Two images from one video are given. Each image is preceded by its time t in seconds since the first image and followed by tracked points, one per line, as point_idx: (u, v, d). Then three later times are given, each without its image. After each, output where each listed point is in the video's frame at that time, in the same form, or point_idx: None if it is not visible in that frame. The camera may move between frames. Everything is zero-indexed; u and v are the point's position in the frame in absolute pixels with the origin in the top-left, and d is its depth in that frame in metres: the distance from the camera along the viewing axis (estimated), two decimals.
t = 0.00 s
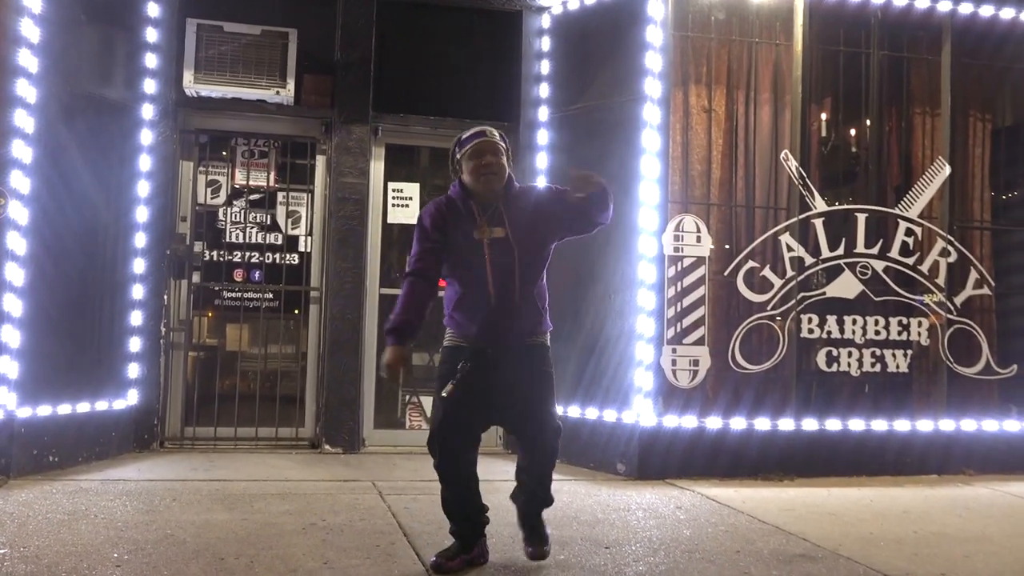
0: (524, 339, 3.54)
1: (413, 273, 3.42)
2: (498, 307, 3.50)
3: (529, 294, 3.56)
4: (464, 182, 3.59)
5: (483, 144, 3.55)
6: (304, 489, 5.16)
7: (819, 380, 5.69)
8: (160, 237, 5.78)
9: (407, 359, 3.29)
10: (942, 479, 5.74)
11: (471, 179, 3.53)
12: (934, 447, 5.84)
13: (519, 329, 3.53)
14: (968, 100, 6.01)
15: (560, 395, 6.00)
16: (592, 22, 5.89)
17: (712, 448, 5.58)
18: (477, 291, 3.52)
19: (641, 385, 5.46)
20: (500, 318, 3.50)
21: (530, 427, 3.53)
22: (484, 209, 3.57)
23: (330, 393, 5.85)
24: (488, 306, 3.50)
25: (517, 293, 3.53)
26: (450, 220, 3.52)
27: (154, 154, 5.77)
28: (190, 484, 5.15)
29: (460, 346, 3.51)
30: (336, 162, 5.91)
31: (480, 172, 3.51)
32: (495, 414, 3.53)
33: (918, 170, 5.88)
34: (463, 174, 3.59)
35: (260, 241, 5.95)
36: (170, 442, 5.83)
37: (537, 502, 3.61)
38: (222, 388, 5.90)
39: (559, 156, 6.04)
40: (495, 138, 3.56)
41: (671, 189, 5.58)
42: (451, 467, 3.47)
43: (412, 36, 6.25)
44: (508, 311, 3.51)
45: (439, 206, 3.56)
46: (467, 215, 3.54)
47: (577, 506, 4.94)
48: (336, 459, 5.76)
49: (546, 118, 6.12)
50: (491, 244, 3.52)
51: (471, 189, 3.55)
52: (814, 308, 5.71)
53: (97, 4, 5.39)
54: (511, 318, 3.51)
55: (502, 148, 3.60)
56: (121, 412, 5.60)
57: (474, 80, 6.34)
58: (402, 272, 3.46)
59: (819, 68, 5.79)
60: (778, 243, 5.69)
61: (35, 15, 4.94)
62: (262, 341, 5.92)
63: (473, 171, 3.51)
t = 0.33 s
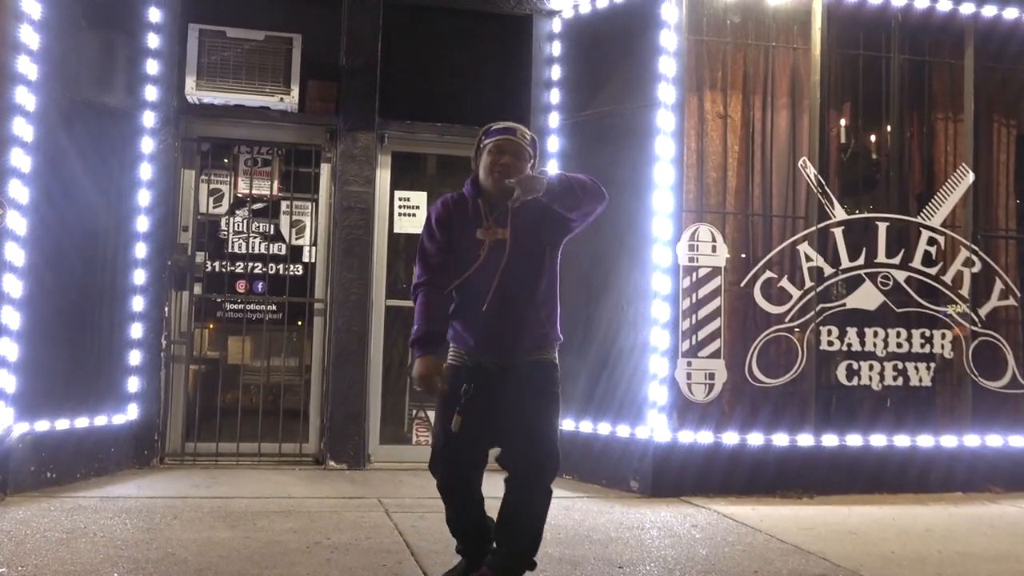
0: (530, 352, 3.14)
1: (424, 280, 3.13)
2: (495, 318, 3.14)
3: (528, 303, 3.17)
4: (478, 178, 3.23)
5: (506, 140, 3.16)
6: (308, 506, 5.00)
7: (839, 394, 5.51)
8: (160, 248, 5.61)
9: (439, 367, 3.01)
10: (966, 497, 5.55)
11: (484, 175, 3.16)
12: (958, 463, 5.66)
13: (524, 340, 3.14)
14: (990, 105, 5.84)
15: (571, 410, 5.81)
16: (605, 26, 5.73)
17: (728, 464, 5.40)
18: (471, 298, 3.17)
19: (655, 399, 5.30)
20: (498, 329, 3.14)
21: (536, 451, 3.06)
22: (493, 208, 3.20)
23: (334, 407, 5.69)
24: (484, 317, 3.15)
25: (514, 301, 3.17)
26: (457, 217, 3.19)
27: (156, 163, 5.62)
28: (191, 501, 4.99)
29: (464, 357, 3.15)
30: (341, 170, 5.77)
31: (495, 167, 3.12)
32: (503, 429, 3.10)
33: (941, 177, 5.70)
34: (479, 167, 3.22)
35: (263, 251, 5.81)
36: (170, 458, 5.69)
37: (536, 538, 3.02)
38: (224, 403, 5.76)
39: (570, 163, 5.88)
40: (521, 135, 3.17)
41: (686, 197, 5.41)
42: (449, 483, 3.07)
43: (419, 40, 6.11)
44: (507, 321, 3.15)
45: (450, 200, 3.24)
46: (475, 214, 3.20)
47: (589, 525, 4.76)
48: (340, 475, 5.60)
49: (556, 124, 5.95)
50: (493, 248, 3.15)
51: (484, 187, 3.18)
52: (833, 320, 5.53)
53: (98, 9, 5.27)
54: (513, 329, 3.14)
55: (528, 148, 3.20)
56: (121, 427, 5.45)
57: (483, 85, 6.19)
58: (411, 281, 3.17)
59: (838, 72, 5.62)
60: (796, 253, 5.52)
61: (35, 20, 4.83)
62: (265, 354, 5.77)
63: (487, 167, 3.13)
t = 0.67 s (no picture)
0: (541, 375, 2.88)
1: (411, 297, 2.92)
2: (504, 337, 2.87)
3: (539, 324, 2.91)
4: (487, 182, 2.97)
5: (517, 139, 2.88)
6: (305, 529, 4.85)
7: (851, 413, 5.36)
8: (153, 264, 5.47)
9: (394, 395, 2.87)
10: (982, 518, 5.40)
11: (491, 178, 2.90)
12: (973, 483, 5.51)
13: (533, 361, 2.88)
14: (1003, 114, 5.71)
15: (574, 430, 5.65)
16: (609, 34, 5.61)
17: (736, 485, 5.24)
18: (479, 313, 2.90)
19: (661, 418, 5.15)
20: (506, 348, 2.87)
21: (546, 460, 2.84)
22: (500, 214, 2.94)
23: (332, 426, 5.54)
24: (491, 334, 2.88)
25: (528, 322, 2.89)
26: (460, 224, 2.95)
27: (148, 176, 5.49)
28: (184, 524, 4.85)
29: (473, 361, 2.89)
30: (338, 183, 5.63)
31: (502, 169, 2.86)
32: (510, 430, 2.85)
33: (953, 189, 5.57)
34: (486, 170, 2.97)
35: (258, 267, 5.67)
36: (163, 480, 5.54)
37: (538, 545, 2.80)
38: (218, 422, 5.62)
39: (574, 175, 5.74)
40: (531, 135, 2.88)
41: (692, 210, 5.28)
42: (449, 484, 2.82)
43: (418, 50, 5.99)
44: (516, 341, 2.88)
45: (454, 207, 3.00)
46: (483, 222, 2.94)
47: (594, 548, 4.61)
48: (338, 497, 5.45)
49: (559, 136, 5.82)
50: (501, 256, 2.88)
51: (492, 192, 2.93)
52: (843, 336, 5.38)
53: (90, 20, 5.16)
54: (521, 351, 2.88)
55: (539, 148, 2.92)
56: (112, 448, 5.30)
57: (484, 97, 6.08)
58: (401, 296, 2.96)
59: (847, 82, 5.49)
60: (805, 267, 5.37)
61: (25, 33, 4.71)
62: (261, 372, 5.63)
63: (494, 169, 2.88)
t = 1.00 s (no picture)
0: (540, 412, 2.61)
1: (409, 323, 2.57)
2: (505, 362, 2.59)
3: (543, 348, 2.65)
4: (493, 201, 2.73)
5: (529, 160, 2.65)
6: (305, 563, 4.68)
7: (869, 437, 5.18)
8: (148, 290, 5.32)
9: (405, 438, 2.53)
10: (1006, 546, 5.21)
11: (501, 202, 2.69)
12: (996, 510, 5.32)
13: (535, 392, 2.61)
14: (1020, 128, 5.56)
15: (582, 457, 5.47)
16: (614, 49, 5.47)
17: (750, 516, 5.07)
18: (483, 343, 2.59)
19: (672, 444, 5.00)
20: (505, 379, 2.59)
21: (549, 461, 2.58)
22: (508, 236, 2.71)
23: (333, 456, 5.39)
24: (495, 355, 2.59)
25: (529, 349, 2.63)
26: (465, 238, 2.65)
27: (144, 201, 5.34)
28: (180, 557, 4.68)
29: (475, 393, 2.57)
30: (338, 205, 5.50)
31: (514, 188, 2.66)
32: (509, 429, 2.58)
33: (971, 205, 5.41)
34: (494, 189, 2.74)
35: (256, 292, 5.54)
36: (159, 512, 5.37)
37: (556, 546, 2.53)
38: (216, 452, 5.46)
39: (579, 194, 5.59)
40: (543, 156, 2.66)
41: (702, 230, 5.13)
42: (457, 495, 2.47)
43: (419, 68, 5.86)
44: (517, 367, 2.61)
45: (454, 223, 2.69)
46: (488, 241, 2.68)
47: None
48: (339, 529, 5.29)
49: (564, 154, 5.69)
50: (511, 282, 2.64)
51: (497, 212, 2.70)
52: (860, 358, 5.21)
53: (82, 41, 5.06)
54: (523, 378, 2.61)
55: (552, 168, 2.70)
56: (106, 480, 5.14)
57: (487, 115, 5.94)
58: (393, 329, 2.62)
59: (860, 96, 5.34)
60: (819, 287, 5.21)
61: (18, 56, 4.68)
62: (260, 400, 5.49)
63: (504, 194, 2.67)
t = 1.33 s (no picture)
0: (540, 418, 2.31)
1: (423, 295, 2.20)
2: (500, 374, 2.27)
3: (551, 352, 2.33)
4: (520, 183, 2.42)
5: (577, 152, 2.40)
6: None
7: (876, 463, 5.00)
8: (128, 313, 5.26)
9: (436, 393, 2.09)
10: None
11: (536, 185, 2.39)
12: (1014, 538, 5.09)
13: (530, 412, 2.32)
14: None
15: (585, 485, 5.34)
16: (613, 65, 5.40)
17: (757, 543, 4.81)
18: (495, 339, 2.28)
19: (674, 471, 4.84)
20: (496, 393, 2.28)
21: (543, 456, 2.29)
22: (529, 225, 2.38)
23: (323, 481, 5.29)
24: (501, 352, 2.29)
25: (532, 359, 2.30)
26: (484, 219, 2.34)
27: (125, 221, 5.28)
28: None
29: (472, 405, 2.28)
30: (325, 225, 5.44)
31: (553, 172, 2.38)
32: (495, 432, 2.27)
33: (983, 221, 5.23)
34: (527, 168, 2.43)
35: (243, 314, 5.35)
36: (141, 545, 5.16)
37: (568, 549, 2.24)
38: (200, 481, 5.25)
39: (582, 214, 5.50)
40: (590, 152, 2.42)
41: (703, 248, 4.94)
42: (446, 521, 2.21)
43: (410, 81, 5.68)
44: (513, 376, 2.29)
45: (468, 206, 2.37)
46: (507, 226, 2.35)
47: None
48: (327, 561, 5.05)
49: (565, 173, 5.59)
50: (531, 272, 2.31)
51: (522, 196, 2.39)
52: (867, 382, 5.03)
53: (63, 56, 4.94)
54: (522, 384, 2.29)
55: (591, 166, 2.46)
56: (85, 509, 4.98)
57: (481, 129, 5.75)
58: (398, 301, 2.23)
59: (868, 109, 5.18)
60: (824, 307, 5.00)
61: None
62: (247, 426, 5.31)
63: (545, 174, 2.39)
